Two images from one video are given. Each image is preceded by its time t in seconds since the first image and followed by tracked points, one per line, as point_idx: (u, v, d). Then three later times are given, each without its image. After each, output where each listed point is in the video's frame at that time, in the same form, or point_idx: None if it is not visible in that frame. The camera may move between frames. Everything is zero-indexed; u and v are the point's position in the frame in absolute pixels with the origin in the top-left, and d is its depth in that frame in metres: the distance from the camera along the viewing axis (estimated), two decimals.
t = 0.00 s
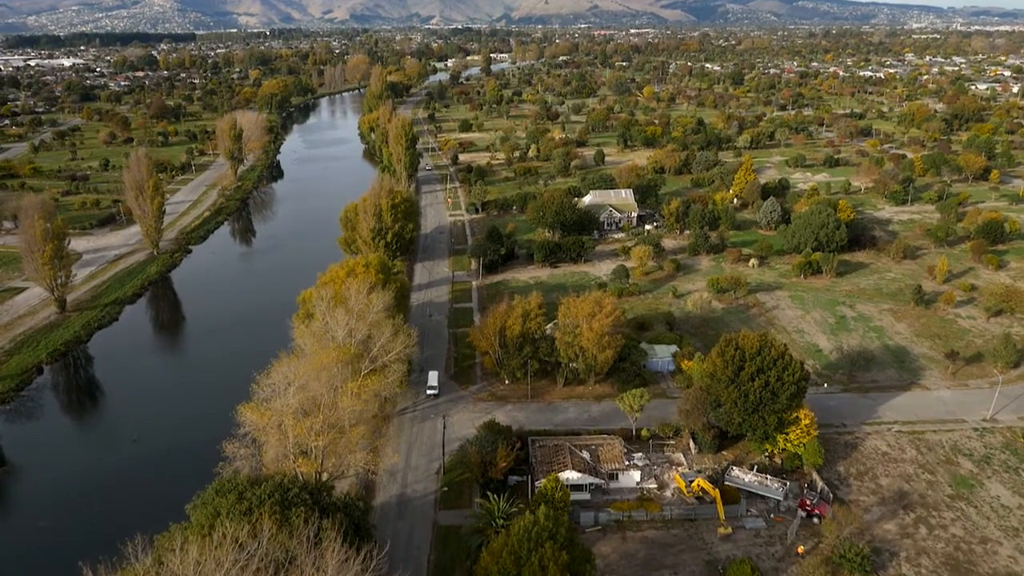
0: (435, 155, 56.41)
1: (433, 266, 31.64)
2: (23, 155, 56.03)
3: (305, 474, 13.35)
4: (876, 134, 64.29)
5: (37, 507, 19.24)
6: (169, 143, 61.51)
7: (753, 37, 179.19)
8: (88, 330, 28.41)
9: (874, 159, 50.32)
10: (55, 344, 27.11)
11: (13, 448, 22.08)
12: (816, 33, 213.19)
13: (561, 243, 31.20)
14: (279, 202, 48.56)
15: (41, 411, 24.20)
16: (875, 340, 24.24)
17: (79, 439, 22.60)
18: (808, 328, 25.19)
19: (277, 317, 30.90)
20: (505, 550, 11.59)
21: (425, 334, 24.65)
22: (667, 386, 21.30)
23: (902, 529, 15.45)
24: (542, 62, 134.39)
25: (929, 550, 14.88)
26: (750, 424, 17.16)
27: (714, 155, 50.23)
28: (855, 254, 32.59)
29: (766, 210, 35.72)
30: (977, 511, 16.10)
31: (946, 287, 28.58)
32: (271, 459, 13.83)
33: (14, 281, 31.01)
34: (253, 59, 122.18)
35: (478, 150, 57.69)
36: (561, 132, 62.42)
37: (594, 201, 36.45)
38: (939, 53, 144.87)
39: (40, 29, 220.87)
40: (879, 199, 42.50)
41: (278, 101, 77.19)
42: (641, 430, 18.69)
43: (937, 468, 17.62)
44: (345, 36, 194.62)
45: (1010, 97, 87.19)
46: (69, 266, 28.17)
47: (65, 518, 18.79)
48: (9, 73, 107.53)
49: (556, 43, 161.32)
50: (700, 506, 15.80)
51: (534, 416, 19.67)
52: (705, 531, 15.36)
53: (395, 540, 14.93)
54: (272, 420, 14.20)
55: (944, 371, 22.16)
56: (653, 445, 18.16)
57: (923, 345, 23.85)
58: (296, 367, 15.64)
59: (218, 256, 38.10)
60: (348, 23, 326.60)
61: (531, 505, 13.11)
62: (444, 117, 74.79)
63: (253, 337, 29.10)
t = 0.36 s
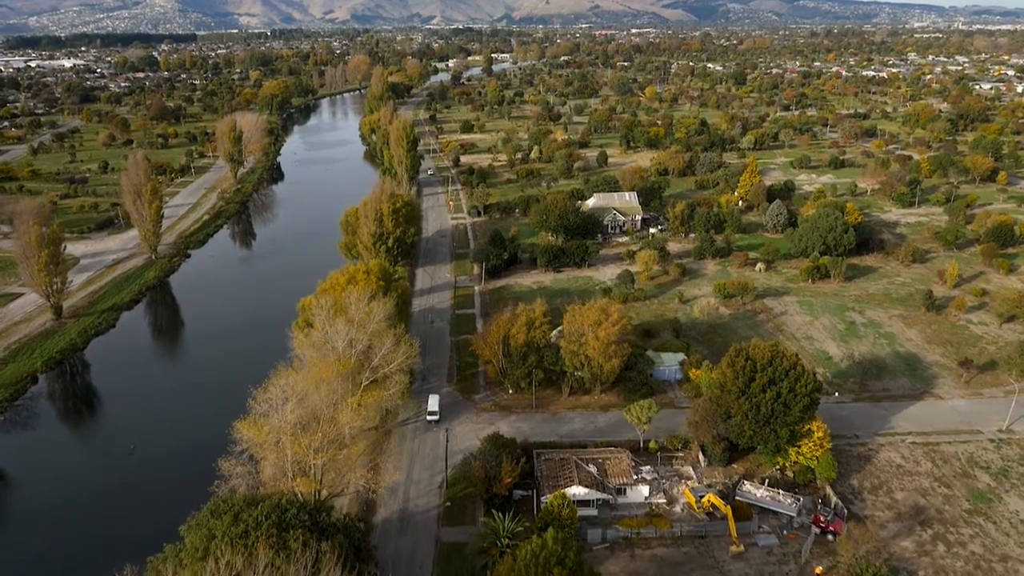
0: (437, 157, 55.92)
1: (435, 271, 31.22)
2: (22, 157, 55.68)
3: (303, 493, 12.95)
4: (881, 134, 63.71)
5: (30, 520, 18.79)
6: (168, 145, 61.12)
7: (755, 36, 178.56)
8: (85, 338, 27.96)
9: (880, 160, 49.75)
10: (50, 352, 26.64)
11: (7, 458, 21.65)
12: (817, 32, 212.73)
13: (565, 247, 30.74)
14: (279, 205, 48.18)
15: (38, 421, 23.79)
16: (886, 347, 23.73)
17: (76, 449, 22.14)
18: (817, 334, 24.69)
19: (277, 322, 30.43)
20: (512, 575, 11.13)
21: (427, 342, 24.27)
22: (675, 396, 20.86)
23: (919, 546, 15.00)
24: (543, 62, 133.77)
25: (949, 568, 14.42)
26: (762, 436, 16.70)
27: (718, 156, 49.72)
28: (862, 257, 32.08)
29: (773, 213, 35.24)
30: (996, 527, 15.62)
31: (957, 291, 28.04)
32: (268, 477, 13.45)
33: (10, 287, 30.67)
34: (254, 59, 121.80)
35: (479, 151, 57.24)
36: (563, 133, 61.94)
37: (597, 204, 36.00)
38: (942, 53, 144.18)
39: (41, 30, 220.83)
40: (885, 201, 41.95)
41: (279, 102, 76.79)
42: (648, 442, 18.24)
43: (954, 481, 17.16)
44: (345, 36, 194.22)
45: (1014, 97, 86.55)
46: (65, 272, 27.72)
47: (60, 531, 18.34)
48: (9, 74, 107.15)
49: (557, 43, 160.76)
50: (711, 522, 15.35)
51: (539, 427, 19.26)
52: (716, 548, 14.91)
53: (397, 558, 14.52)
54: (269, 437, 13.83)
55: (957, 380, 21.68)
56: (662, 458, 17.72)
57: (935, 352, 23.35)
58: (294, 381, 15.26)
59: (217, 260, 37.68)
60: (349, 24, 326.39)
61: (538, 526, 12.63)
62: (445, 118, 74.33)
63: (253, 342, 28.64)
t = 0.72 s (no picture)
0: (438, 159, 55.45)
1: (436, 276, 30.80)
2: (20, 160, 55.34)
3: (299, 516, 12.54)
4: (886, 135, 63.15)
5: (23, 535, 18.34)
6: (168, 148, 60.76)
7: (757, 37, 178.13)
8: (80, 347, 27.50)
9: (886, 162, 49.18)
10: (45, 361, 26.19)
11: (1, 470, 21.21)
12: (818, 32, 212.36)
13: (568, 252, 30.29)
14: (280, 208, 47.78)
15: (33, 431, 23.35)
16: (897, 355, 23.21)
17: (71, 460, 21.66)
18: (826, 342, 24.19)
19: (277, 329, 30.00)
20: None
21: (429, 351, 23.84)
22: (682, 407, 20.42)
23: (937, 567, 14.52)
24: (545, 63, 133.28)
25: None
26: (774, 452, 16.21)
27: (722, 158, 49.24)
28: (871, 262, 31.52)
29: (779, 217, 34.76)
30: (1018, 546, 15.12)
31: (968, 297, 27.48)
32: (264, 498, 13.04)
33: (5, 294, 30.27)
34: (254, 61, 121.47)
35: (481, 153, 56.79)
36: (565, 135, 61.48)
37: (601, 208, 35.53)
38: (944, 53, 143.52)
39: (41, 33, 220.67)
40: (892, 204, 41.43)
41: (279, 105, 76.44)
42: (656, 456, 17.78)
43: (971, 497, 16.65)
44: (346, 37, 194.17)
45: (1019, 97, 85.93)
46: (59, 280, 27.29)
47: (53, 546, 17.89)
48: (9, 76, 106.91)
49: (558, 44, 160.26)
50: (723, 541, 14.88)
51: (544, 441, 18.85)
52: (728, 569, 14.45)
53: None
54: (265, 456, 13.43)
55: (971, 390, 21.15)
56: (670, 473, 17.25)
57: (948, 361, 22.81)
58: (291, 397, 14.84)
59: (216, 265, 37.25)
60: (350, 25, 326.28)
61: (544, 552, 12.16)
62: (446, 120, 73.91)
63: (252, 350, 28.18)
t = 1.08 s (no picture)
0: (438, 163, 54.97)
1: (437, 283, 30.40)
2: (17, 165, 54.97)
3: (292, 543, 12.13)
4: (889, 137, 62.67)
5: (15, 551, 17.91)
6: (166, 152, 60.36)
7: (757, 39, 178.04)
8: (73, 357, 27.02)
9: (890, 165, 48.66)
10: (37, 373, 25.73)
11: None
12: (818, 32, 212.14)
13: (571, 259, 29.81)
14: (278, 213, 47.36)
15: (27, 443, 22.93)
16: (908, 364, 22.64)
17: (65, 474, 21.17)
18: (835, 351, 23.65)
19: (276, 337, 29.56)
20: None
21: (430, 361, 23.42)
22: (689, 419, 19.95)
23: None
24: (546, 65, 132.88)
25: None
26: (785, 469, 15.70)
27: (724, 161, 48.81)
28: (878, 267, 30.99)
29: (784, 222, 34.27)
30: None
31: (979, 304, 26.90)
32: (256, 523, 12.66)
33: None
34: (254, 64, 121.21)
35: (481, 157, 56.35)
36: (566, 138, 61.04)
37: (604, 213, 35.06)
38: (946, 53, 143.17)
39: (42, 37, 220.56)
40: (898, 207, 40.95)
41: (279, 108, 76.05)
42: (664, 472, 17.28)
43: (990, 515, 16.10)
44: (346, 39, 194.09)
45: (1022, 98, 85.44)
46: (53, 289, 26.89)
47: (45, 563, 17.47)
48: (8, 80, 106.56)
49: (559, 45, 159.82)
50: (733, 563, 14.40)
51: (547, 456, 18.41)
52: None
53: None
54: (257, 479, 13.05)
55: (986, 400, 20.58)
56: (678, 489, 16.76)
57: (961, 370, 22.25)
58: (286, 415, 14.44)
59: (213, 272, 36.76)
60: (349, 27, 326.32)
61: None
62: (446, 123, 73.51)
63: (250, 358, 27.74)
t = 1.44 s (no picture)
0: (437, 167, 54.45)
1: (436, 291, 29.91)
2: (13, 171, 54.52)
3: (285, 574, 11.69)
4: (892, 139, 62.15)
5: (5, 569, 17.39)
6: (163, 157, 59.89)
7: (757, 39, 177.91)
8: (64, 369, 26.45)
9: (895, 167, 48.11)
10: (28, 386, 25.19)
11: None
12: (818, 33, 211.98)
13: (572, 266, 29.29)
14: (276, 219, 46.92)
15: (18, 457, 22.42)
16: (919, 374, 22.06)
17: (55, 491, 20.55)
18: (844, 361, 23.10)
19: (273, 345, 29.08)
20: None
21: (429, 373, 22.93)
22: (695, 433, 19.44)
23: None
24: (545, 67, 132.48)
25: None
26: (797, 488, 15.19)
27: (726, 164, 48.30)
28: (885, 272, 30.43)
29: (789, 226, 33.73)
30: None
31: (989, 311, 26.32)
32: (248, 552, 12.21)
33: None
34: (253, 67, 120.90)
35: (481, 160, 55.84)
36: (566, 141, 60.58)
37: (605, 218, 34.54)
38: (946, 53, 142.84)
39: (40, 40, 220.42)
40: (903, 211, 40.40)
41: (277, 111, 75.59)
42: (670, 490, 16.76)
43: (1010, 534, 15.53)
44: (345, 43, 194.03)
45: None
46: (44, 300, 26.38)
47: None
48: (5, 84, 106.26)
49: (558, 47, 159.48)
50: None
51: (550, 472, 17.90)
52: None
53: None
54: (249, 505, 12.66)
55: (1000, 412, 20.00)
56: (686, 508, 16.26)
57: (973, 379, 21.67)
58: (280, 438, 14.03)
59: (210, 280, 36.25)
60: (348, 29, 326.17)
61: None
62: (446, 126, 73.06)
63: (247, 368, 27.26)
